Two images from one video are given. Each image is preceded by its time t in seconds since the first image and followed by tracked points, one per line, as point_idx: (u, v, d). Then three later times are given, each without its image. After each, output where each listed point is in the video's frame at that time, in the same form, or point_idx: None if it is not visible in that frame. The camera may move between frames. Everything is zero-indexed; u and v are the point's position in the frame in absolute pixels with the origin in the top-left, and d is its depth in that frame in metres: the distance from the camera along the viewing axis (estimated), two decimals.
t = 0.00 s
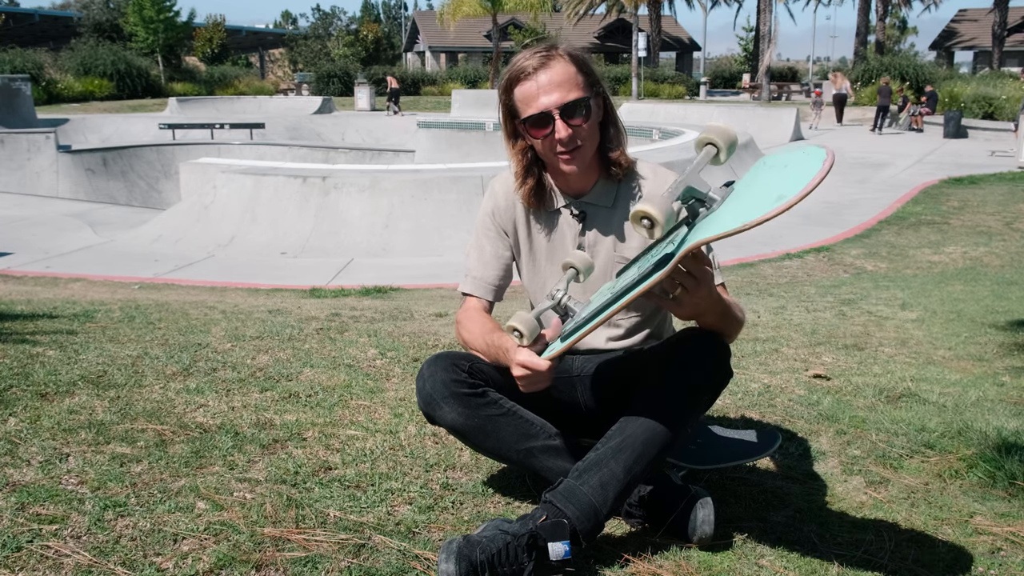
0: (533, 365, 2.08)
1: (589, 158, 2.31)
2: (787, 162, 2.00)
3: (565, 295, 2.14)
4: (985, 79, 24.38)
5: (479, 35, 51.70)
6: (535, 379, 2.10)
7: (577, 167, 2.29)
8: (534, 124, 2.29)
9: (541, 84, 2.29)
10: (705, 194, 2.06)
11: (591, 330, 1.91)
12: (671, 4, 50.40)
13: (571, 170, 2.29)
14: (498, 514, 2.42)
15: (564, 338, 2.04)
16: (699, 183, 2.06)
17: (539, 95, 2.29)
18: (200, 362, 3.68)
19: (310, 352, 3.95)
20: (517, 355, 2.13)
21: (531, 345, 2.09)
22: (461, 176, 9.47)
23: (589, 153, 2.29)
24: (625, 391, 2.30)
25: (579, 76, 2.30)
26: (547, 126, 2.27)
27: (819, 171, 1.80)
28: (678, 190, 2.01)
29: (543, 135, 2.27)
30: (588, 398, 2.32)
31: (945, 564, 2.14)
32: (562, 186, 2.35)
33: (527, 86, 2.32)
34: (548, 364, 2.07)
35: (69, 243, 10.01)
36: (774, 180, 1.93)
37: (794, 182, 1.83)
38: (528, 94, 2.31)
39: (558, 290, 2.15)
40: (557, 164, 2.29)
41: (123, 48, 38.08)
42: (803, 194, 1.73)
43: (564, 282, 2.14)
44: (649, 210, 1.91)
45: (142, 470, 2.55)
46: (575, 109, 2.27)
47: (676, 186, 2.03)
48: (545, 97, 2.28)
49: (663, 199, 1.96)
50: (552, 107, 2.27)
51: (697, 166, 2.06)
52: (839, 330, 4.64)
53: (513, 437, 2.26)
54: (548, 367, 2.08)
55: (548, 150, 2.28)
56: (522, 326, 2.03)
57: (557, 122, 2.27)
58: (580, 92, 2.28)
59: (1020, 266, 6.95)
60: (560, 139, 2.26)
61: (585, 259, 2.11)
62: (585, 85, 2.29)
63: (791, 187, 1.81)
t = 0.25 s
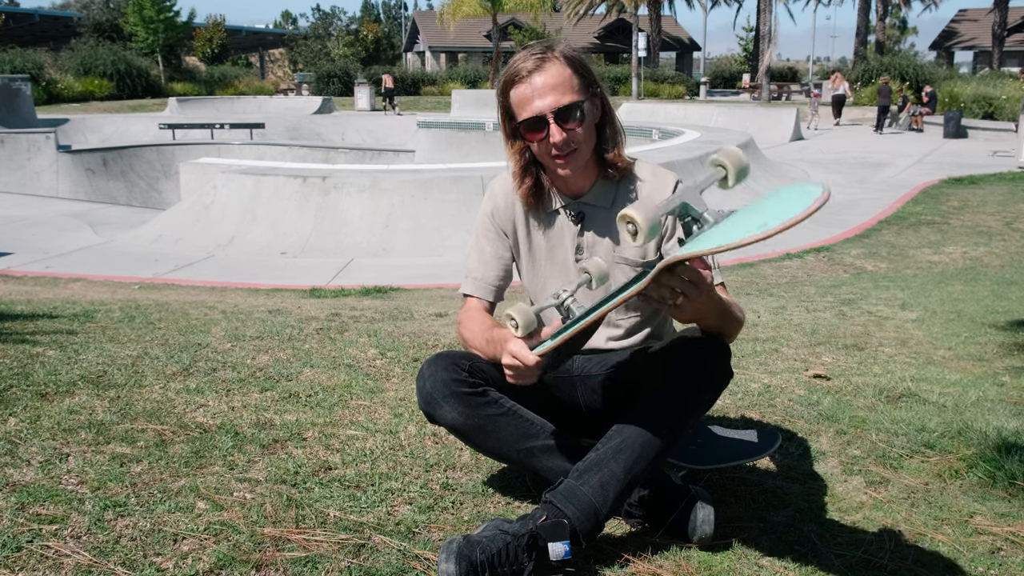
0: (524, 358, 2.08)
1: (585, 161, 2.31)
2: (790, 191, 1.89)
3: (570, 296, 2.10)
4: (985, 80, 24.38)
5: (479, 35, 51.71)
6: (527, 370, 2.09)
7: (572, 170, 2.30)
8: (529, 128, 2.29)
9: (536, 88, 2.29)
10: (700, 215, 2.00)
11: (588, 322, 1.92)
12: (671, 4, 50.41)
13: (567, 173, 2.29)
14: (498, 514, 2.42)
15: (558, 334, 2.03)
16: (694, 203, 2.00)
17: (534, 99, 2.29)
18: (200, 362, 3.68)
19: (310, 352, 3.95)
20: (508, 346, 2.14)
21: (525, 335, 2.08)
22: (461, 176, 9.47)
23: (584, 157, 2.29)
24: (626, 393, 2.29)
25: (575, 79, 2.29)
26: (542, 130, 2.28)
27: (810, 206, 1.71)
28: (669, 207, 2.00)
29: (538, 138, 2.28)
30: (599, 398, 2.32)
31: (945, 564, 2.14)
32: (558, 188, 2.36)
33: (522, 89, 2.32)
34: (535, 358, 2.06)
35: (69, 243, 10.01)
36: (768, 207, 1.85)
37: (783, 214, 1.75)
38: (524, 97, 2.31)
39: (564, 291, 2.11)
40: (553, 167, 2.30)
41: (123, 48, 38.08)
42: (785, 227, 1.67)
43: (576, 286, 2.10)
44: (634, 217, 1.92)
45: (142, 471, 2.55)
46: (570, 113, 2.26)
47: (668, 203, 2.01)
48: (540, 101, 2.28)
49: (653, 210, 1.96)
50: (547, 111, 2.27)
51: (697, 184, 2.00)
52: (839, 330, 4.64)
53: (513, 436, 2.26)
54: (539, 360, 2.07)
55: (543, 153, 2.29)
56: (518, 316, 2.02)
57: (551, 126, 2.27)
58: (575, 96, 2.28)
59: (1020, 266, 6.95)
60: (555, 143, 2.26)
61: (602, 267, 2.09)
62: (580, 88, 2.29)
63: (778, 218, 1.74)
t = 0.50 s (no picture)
0: (522, 361, 2.08)
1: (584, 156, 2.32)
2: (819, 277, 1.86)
3: (583, 313, 2.11)
4: (985, 80, 24.37)
5: (479, 35, 51.71)
6: (525, 373, 2.10)
7: (571, 166, 2.30)
8: (527, 124, 2.31)
9: (532, 84, 2.31)
10: (731, 274, 2.01)
11: (591, 346, 1.92)
12: (671, 4, 50.40)
13: (567, 168, 2.30)
14: (498, 514, 2.43)
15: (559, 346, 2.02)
16: (728, 262, 2.02)
17: (532, 94, 2.31)
18: (200, 361, 3.68)
19: (310, 352, 3.95)
20: (507, 345, 2.15)
21: (525, 337, 2.09)
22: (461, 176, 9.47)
23: (584, 151, 2.30)
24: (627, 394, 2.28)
25: (571, 74, 2.31)
26: (539, 125, 2.30)
27: (840, 299, 1.67)
28: (704, 258, 2.00)
29: (536, 134, 2.30)
30: (605, 399, 2.30)
31: (945, 564, 2.14)
32: (559, 185, 2.36)
33: (519, 86, 2.34)
34: (531, 362, 2.07)
35: (70, 243, 10.02)
36: (795, 286, 1.81)
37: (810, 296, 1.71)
38: (521, 94, 2.33)
39: (578, 308, 2.12)
40: (551, 162, 2.31)
41: (123, 48, 38.07)
42: (809, 311, 1.63)
43: (591, 305, 2.11)
44: (666, 256, 1.90)
45: (141, 470, 2.55)
46: (567, 108, 2.28)
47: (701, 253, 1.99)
48: (537, 96, 2.30)
49: (687, 253, 1.94)
50: (544, 106, 2.29)
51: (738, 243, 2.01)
52: (839, 330, 4.64)
53: (513, 437, 2.26)
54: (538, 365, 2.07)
55: (540, 149, 2.30)
56: (527, 316, 2.02)
57: (550, 121, 2.29)
58: (572, 91, 2.30)
59: (1021, 266, 6.95)
60: (553, 137, 2.28)
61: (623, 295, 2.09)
62: (576, 83, 2.31)
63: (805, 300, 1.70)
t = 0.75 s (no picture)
0: (528, 357, 2.09)
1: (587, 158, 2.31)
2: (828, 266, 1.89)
3: (588, 308, 2.11)
4: (985, 80, 24.37)
5: (479, 35, 51.71)
6: (530, 370, 2.10)
7: (574, 167, 2.30)
8: (532, 123, 2.30)
9: (539, 83, 2.30)
10: (741, 264, 2.02)
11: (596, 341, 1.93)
12: (671, 4, 50.40)
13: (569, 170, 2.29)
14: (498, 514, 2.43)
15: (565, 343, 2.03)
16: (739, 251, 2.01)
17: (538, 94, 2.30)
18: (200, 361, 3.68)
19: (310, 352, 3.95)
20: (512, 342, 2.15)
21: (532, 334, 2.10)
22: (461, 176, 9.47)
23: (588, 152, 2.29)
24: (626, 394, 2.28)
25: (578, 75, 2.30)
26: (544, 125, 2.28)
27: (853, 285, 1.70)
28: (714, 249, 1.99)
29: (541, 134, 2.28)
30: (605, 397, 2.30)
31: (945, 564, 2.14)
32: (561, 185, 2.36)
33: (525, 85, 2.32)
34: (538, 359, 2.07)
35: (70, 243, 10.02)
36: (807, 276, 1.83)
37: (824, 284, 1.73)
38: (526, 93, 2.32)
39: (582, 303, 2.12)
40: (555, 163, 2.30)
41: (123, 48, 38.07)
42: (823, 297, 1.65)
43: (595, 301, 2.12)
44: (678, 248, 1.92)
45: (142, 470, 2.55)
46: (573, 109, 2.27)
47: (714, 244, 2.00)
48: (543, 96, 2.29)
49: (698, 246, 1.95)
50: (549, 106, 2.28)
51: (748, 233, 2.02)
52: (838, 330, 4.64)
53: (514, 436, 2.26)
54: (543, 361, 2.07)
55: (545, 149, 2.29)
56: (533, 312, 2.03)
57: (555, 121, 2.28)
58: (578, 92, 2.29)
59: (1020, 266, 6.95)
60: (557, 138, 2.27)
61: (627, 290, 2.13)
62: (583, 85, 2.31)
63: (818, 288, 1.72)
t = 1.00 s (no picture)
0: (533, 361, 2.08)
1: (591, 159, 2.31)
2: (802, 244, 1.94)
3: (585, 306, 2.09)
4: (985, 80, 24.37)
5: (479, 34, 51.71)
6: (533, 373, 2.09)
7: (578, 166, 2.30)
8: (539, 121, 2.29)
9: (547, 81, 2.29)
10: (719, 252, 2.06)
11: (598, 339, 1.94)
12: (671, 4, 50.41)
13: (574, 170, 2.29)
14: (498, 513, 2.43)
15: (567, 345, 2.02)
16: (714, 240, 2.05)
17: (546, 92, 2.29)
18: (200, 362, 3.68)
19: (310, 352, 3.95)
20: (516, 348, 2.15)
21: (533, 339, 2.08)
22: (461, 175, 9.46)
23: (591, 154, 2.30)
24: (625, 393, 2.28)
25: (587, 76, 2.30)
26: (551, 123, 2.28)
27: (826, 263, 1.73)
28: (690, 240, 2.03)
29: (548, 133, 2.28)
30: (602, 397, 2.29)
31: (944, 564, 2.14)
32: (563, 185, 2.36)
33: (533, 82, 2.31)
34: (544, 363, 2.06)
35: (70, 243, 10.02)
36: (782, 257, 1.87)
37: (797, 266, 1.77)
38: (534, 90, 2.31)
39: (580, 300, 2.10)
40: (559, 162, 2.30)
41: (123, 48, 38.06)
42: (796, 281, 1.70)
43: (592, 296, 2.08)
44: (650, 247, 1.93)
45: (142, 470, 2.55)
46: (581, 109, 2.27)
47: (688, 236, 2.03)
48: (551, 94, 2.28)
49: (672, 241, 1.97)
50: (557, 105, 2.27)
51: (723, 219, 2.06)
52: (838, 330, 4.64)
53: (514, 436, 2.26)
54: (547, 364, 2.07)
55: (550, 147, 2.29)
56: (531, 318, 2.01)
57: (562, 120, 2.27)
58: (586, 92, 2.29)
59: (1020, 266, 6.95)
60: (564, 138, 2.27)
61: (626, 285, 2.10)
62: (590, 85, 2.31)
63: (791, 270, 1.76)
